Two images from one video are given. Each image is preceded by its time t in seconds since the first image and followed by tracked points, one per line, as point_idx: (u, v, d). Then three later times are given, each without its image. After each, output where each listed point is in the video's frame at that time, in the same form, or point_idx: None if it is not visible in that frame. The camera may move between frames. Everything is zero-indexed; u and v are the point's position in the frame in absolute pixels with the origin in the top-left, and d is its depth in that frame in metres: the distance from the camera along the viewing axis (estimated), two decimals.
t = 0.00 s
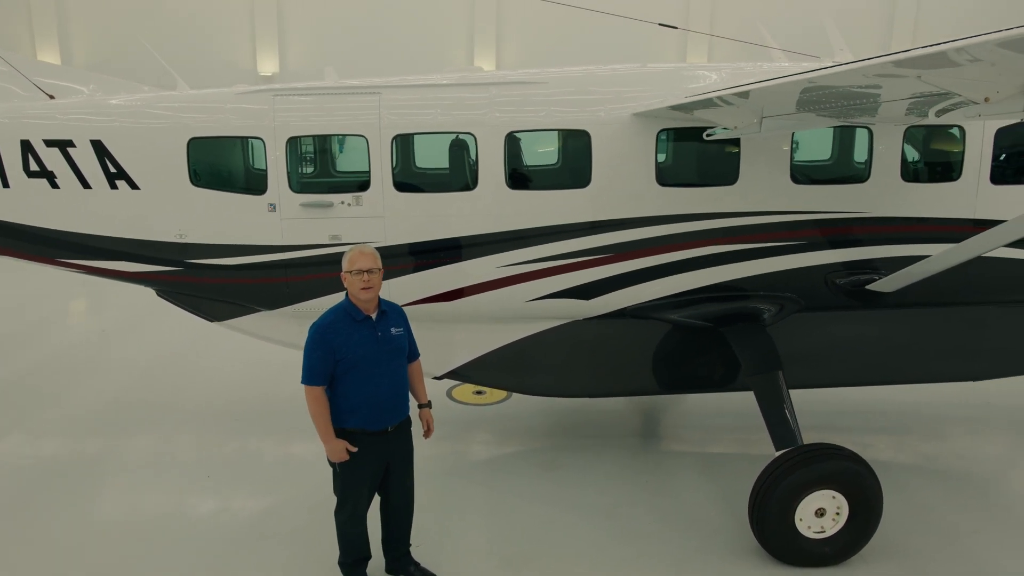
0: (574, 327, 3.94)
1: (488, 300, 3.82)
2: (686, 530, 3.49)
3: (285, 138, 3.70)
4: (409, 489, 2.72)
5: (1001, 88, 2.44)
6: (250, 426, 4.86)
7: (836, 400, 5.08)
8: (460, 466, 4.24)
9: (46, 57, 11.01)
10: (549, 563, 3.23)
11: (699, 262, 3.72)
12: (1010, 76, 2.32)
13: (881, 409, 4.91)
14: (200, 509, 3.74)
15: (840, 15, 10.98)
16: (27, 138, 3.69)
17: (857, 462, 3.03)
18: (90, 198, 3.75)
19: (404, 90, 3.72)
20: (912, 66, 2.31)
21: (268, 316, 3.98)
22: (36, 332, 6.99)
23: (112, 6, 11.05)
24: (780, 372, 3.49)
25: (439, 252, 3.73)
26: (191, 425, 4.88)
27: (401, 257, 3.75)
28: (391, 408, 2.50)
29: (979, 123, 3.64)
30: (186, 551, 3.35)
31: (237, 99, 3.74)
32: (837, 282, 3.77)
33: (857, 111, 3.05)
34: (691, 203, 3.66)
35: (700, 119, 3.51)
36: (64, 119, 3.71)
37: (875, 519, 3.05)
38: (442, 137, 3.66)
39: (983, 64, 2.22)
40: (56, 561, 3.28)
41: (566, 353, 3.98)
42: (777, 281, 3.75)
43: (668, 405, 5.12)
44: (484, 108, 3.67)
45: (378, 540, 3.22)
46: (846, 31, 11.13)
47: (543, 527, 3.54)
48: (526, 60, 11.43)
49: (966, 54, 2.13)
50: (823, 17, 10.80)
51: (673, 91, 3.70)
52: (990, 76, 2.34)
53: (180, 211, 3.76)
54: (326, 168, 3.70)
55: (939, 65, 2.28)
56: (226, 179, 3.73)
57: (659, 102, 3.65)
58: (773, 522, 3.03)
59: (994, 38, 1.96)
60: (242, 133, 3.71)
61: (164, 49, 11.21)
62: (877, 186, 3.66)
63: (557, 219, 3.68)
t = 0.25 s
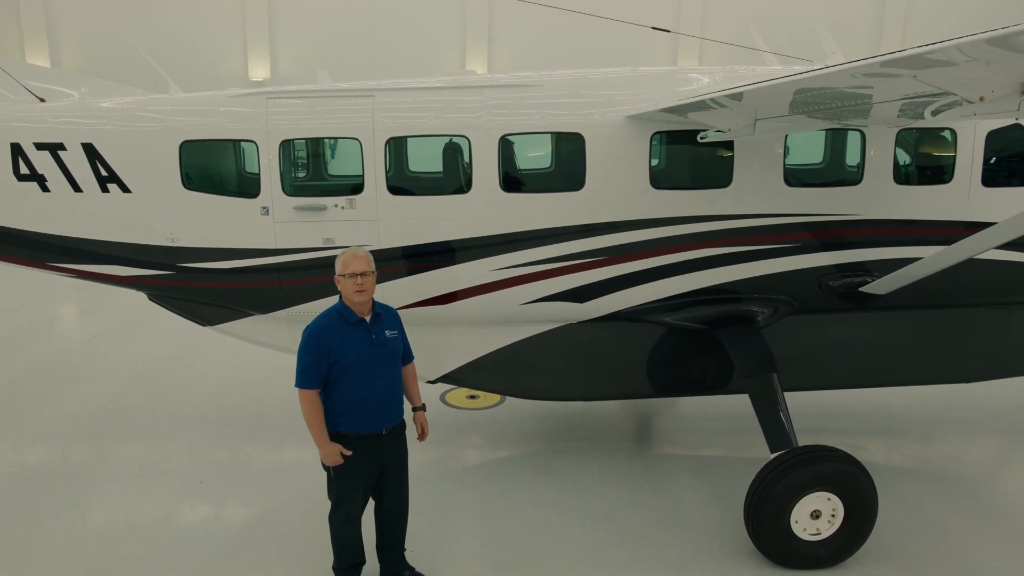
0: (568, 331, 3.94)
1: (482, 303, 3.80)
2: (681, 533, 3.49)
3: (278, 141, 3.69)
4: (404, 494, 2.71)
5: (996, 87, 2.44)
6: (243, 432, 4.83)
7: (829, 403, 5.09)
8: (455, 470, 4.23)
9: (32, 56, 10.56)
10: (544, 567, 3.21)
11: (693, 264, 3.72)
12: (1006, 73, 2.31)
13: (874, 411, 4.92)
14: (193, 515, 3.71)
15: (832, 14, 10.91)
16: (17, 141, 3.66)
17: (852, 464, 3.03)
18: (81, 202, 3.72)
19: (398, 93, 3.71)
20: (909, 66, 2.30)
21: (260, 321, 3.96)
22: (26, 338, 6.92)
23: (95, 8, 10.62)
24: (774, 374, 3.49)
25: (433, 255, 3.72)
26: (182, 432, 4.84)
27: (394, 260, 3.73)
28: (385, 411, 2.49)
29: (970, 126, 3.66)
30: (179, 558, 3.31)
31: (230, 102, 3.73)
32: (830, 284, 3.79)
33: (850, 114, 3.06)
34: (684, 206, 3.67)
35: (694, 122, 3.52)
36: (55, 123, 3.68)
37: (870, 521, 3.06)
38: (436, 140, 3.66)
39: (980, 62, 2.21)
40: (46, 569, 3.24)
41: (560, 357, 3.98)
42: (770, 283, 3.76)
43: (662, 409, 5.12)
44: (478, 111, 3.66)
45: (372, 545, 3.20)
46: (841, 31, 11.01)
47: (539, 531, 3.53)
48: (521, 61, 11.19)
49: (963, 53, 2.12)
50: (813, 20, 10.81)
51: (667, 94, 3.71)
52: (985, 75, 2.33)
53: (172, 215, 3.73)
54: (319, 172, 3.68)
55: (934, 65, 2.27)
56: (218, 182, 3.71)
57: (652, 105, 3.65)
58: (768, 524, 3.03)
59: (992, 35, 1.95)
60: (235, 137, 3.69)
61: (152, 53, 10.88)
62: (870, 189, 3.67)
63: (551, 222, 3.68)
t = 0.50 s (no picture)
0: (563, 334, 3.94)
1: (477, 306, 3.79)
2: (677, 536, 3.48)
3: (272, 144, 3.67)
4: (399, 498, 2.69)
5: (991, 87, 2.43)
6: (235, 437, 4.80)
7: (823, 405, 5.10)
8: (450, 475, 4.21)
9: (22, 59, 10.47)
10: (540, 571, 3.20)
11: (688, 267, 3.73)
12: (1001, 73, 2.30)
13: (868, 414, 4.93)
14: (185, 521, 3.68)
15: (822, 15, 10.90)
16: (8, 144, 3.63)
17: (847, 466, 3.04)
18: (72, 205, 3.69)
19: (392, 95, 3.71)
20: (903, 66, 2.29)
21: (253, 325, 3.94)
22: (15, 343, 6.85)
23: (86, 12, 10.56)
24: (769, 377, 3.49)
25: (427, 258, 3.71)
26: (175, 437, 4.80)
27: (388, 263, 3.72)
28: (380, 414, 2.47)
29: (962, 129, 3.68)
30: (172, 564, 3.29)
31: (223, 104, 3.72)
32: (824, 286, 3.80)
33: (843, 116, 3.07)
34: (679, 208, 3.67)
35: (688, 124, 3.53)
36: (46, 126, 3.66)
37: (865, 523, 3.06)
38: (430, 143, 3.65)
39: (974, 62, 2.19)
40: None
41: (555, 360, 3.97)
42: (765, 286, 3.77)
43: (657, 412, 5.12)
44: (472, 114, 3.66)
45: (367, 550, 3.18)
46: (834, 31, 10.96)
47: (534, 535, 3.52)
48: (515, 63, 11.09)
49: (957, 52, 2.10)
50: (805, 23, 10.83)
51: (660, 97, 3.71)
52: (981, 75, 2.32)
53: (164, 218, 3.71)
54: (313, 175, 3.67)
55: (929, 65, 2.27)
56: (211, 185, 3.70)
57: (646, 108, 3.66)
58: (765, 527, 3.03)
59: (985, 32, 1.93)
60: (228, 140, 3.68)
61: (142, 58, 10.82)
62: (863, 191, 3.69)
63: (546, 225, 3.67)
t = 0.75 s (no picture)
0: (558, 337, 3.93)
1: (472, 309, 3.78)
2: (673, 540, 3.47)
3: (266, 147, 3.66)
4: (394, 503, 2.68)
5: (986, 86, 2.42)
6: (228, 443, 4.77)
7: (817, 409, 5.11)
8: (445, 479, 4.19)
9: (12, 65, 10.44)
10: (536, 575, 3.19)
11: (683, 270, 3.73)
12: (994, 73, 2.30)
13: (862, 417, 4.94)
14: (178, 528, 3.65)
15: (816, 18, 10.89)
16: None
17: (843, 468, 3.04)
18: (64, 208, 3.66)
19: (386, 98, 3.70)
20: (897, 66, 2.28)
21: (247, 329, 3.92)
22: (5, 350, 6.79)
23: (76, 16, 10.50)
24: (765, 379, 3.49)
25: (421, 262, 3.70)
26: (167, 443, 4.76)
27: (382, 267, 3.71)
28: (375, 418, 2.46)
29: (954, 132, 3.70)
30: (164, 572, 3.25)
31: (217, 107, 3.70)
32: (818, 289, 3.80)
33: (837, 117, 3.08)
34: (673, 211, 3.68)
35: (682, 127, 3.54)
36: (38, 129, 3.63)
37: (862, 524, 3.06)
38: (425, 146, 3.65)
39: (969, 62, 2.19)
40: None
41: (550, 363, 3.96)
42: (759, 289, 3.77)
43: (652, 416, 5.11)
44: (467, 117, 3.66)
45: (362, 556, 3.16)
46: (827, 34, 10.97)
47: (530, 539, 3.50)
48: (508, 65, 11.05)
49: (951, 52, 2.10)
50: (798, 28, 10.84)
51: (655, 100, 3.72)
52: (975, 74, 2.31)
53: (157, 222, 3.69)
54: (307, 178, 3.66)
55: (924, 66, 2.27)
56: (205, 188, 3.68)
57: (641, 111, 3.67)
58: (761, 529, 3.02)
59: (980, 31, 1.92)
60: (222, 143, 3.66)
61: (133, 63, 10.76)
62: (856, 194, 3.71)
63: (541, 228, 3.67)
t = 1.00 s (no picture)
0: (553, 341, 3.93)
1: (466, 313, 3.77)
2: (668, 543, 3.47)
3: (260, 150, 3.65)
4: (389, 507, 2.66)
5: (981, 86, 2.43)
6: (221, 449, 4.74)
7: (811, 412, 5.12)
8: (439, 484, 4.17)
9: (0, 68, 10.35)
10: None
11: (677, 273, 3.73)
12: (989, 73, 2.30)
13: (855, 420, 4.96)
14: (171, 535, 3.62)
15: (807, 22, 10.93)
16: None
17: (839, 470, 3.04)
18: (56, 212, 3.64)
19: (380, 102, 3.70)
20: (891, 67, 2.28)
21: (240, 334, 3.90)
22: None
23: (65, 22, 10.40)
24: (759, 382, 3.50)
25: (415, 265, 3.69)
26: (159, 449, 4.73)
27: (376, 271, 3.70)
28: (370, 421, 2.45)
29: (946, 135, 3.73)
30: None
31: (210, 111, 3.69)
32: (812, 292, 3.81)
33: (831, 120, 3.09)
34: (668, 214, 3.68)
35: (677, 130, 3.55)
36: (30, 132, 3.61)
37: (857, 526, 3.06)
38: (419, 149, 3.65)
39: (963, 61, 2.19)
40: None
41: (545, 367, 3.96)
42: (754, 291, 3.78)
43: (646, 419, 5.11)
44: (461, 120, 3.66)
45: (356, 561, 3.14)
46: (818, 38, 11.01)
47: (526, 544, 3.49)
48: (500, 70, 11.02)
49: (946, 52, 2.10)
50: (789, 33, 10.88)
51: (649, 104, 3.73)
52: (970, 74, 2.31)
53: (150, 226, 3.67)
54: (301, 181, 3.65)
55: (919, 68, 2.27)
56: (198, 192, 3.66)
57: (635, 114, 3.68)
58: (757, 532, 3.02)
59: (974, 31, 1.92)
60: (215, 146, 3.65)
61: (124, 69, 10.68)
62: (849, 197, 3.72)
63: (536, 232, 3.67)
